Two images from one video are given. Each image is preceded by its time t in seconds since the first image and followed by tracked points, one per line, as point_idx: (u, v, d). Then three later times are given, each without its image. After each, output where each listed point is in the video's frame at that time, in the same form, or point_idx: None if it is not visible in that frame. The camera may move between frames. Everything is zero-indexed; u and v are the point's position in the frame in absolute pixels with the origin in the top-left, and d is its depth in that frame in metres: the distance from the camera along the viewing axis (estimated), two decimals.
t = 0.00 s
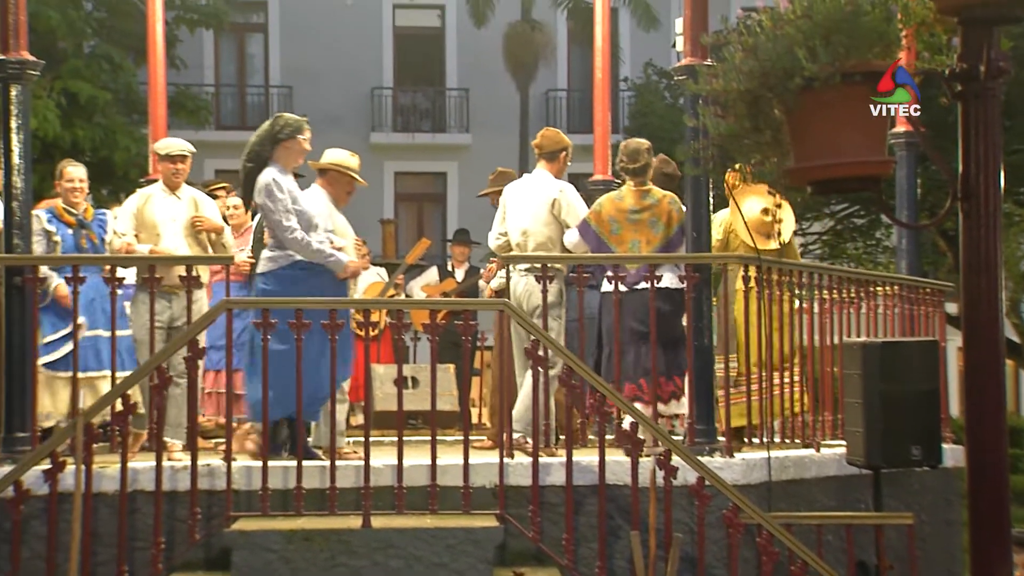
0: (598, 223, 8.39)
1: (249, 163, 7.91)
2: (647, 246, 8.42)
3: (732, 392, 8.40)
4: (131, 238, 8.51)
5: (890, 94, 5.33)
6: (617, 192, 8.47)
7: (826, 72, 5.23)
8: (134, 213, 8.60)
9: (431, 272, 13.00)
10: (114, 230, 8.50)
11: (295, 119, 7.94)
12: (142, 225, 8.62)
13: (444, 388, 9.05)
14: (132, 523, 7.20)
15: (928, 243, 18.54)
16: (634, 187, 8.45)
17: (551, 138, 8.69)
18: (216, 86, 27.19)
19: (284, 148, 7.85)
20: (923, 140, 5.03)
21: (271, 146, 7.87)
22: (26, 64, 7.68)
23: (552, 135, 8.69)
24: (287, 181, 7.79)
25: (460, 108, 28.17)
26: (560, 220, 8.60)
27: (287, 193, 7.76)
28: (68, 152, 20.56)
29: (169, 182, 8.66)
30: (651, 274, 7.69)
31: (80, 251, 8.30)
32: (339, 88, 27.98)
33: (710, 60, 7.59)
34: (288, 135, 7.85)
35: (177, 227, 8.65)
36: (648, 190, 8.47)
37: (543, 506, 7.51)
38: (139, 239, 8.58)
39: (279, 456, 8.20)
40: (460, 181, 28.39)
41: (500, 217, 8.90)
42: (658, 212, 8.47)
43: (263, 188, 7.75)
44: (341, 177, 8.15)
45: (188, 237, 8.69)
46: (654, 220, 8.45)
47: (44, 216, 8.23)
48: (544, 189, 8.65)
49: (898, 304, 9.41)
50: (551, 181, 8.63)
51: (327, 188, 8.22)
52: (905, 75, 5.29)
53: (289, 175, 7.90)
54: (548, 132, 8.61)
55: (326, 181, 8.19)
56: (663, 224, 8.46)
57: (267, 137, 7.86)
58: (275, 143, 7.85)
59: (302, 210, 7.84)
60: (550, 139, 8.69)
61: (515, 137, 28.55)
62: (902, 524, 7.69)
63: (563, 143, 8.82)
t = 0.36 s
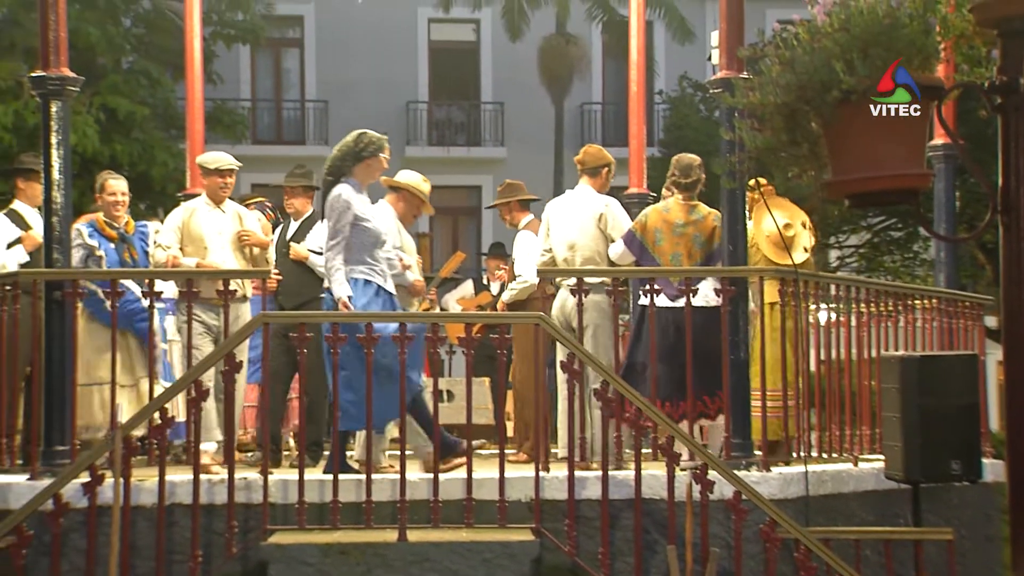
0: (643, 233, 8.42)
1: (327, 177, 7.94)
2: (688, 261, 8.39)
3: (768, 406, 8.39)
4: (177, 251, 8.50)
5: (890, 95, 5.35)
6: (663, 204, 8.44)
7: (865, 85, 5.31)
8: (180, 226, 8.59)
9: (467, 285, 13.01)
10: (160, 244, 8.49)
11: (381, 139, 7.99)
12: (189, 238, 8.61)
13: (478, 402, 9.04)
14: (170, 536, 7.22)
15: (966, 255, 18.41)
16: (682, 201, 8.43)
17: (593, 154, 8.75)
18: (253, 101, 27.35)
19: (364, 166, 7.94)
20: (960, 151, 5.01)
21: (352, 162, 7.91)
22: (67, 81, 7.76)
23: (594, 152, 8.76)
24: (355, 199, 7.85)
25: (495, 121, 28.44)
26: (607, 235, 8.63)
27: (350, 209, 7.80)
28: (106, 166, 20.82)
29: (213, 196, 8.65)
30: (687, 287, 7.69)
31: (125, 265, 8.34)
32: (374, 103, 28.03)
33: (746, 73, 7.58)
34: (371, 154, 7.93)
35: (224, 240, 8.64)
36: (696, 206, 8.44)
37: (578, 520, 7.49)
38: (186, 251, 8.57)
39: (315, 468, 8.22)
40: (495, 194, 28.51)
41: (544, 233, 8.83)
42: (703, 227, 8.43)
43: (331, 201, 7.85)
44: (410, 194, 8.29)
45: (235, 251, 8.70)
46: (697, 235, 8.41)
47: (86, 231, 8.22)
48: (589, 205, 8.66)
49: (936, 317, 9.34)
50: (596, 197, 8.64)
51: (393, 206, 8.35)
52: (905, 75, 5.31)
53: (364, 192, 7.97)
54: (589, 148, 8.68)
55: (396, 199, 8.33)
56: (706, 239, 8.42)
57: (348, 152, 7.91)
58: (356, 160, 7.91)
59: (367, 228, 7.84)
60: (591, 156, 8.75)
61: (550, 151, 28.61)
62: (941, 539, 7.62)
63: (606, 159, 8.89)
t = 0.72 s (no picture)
0: (690, 251, 8.41)
1: (404, 191, 8.02)
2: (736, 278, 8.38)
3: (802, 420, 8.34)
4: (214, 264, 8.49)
5: (891, 95, 5.32)
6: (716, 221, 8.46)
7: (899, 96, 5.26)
8: (216, 240, 8.58)
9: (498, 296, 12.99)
10: (197, 256, 8.42)
11: (454, 153, 8.03)
12: (225, 252, 8.61)
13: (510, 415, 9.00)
14: (203, 548, 7.25)
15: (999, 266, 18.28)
16: (732, 219, 8.41)
17: (643, 171, 8.77)
18: (285, 114, 27.23)
19: (440, 180, 7.99)
20: (998, 162, 4.99)
21: (427, 176, 7.97)
22: (101, 95, 7.81)
23: (643, 168, 8.79)
24: (434, 211, 7.88)
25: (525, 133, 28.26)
26: (660, 251, 8.71)
27: (429, 218, 7.84)
28: (140, 179, 20.88)
29: (247, 209, 8.68)
30: (719, 300, 7.66)
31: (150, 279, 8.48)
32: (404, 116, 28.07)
33: (778, 85, 7.58)
34: (445, 168, 7.97)
35: (261, 253, 8.67)
36: (744, 224, 8.40)
37: (611, 533, 7.46)
38: (224, 266, 8.59)
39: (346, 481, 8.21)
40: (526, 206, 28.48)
41: (595, 247, 8.90)
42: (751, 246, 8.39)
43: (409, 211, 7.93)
44: (469, 208, 8.26)
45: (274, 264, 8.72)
46: (743, 254, 8.36)
47: (112, 245, 8.45)
48: (643, 222, 8.74)
49: (971, 329, 9.24)
50: (651, 214, 8.72)
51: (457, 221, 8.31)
52: (905, 75, 5.34)
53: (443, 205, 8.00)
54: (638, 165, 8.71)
55: (454, 213, 8.25)
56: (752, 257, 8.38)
57: (424, 167, 7.97)
58: (431, 175, 7.97)
59: (446, 238, 7.85)
60: (641, 172, 8.78)
61: (580, 163, 28.59)
62: (976, 552, 7.56)
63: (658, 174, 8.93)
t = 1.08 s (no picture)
0: (750, 260, 8.47)
1: (455, 204, 8.05)
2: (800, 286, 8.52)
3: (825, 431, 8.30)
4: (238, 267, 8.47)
5: (891, 94, 5.57)
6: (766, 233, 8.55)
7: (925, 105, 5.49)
8: (239, 243, 8.56)
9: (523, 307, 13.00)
10: (221, 259, 8.42)
11: (506, 166, 8.04)
12: (248, 254, 8.59)
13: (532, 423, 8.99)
14: (227, 558, 7.27)
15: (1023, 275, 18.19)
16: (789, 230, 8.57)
17: (702, 179, 8.78)
18: (308, 124, 27.30)
19: (490, 192, 8.00)
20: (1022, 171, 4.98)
21: (479, 189, 7.98)
22: (126, 106, 7.86)
23: (703, 177, 8.80)
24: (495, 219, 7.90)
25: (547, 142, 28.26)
26: (721, 259, 8.73)
27: (495, 226, 7.84)
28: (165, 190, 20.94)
29: (268, 212, 8.66)
30: (743, 309, 7.62)
31: (168, 279, 8.54)
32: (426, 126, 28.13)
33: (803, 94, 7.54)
34: (497, 180, 7.98)
35: (285, 256, 8.67)
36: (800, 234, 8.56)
37: (634, 543, 7.46)
38: (247, 268, 8.58)
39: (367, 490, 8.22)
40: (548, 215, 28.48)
41: (653, 254, 8.87)
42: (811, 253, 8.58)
43: (470, 221, 7.87)
44: (524, 216, 8.06)
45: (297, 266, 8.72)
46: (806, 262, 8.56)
47: (136, 241, 8.51)
48: (705, 230, 8.75)
49: (997, 338, 9.17)
50: (715, 221, 8.74)
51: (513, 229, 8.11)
52: (905, 75, 5.53)
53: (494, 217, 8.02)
54: (698, 174, 8.72)
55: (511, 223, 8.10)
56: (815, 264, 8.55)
57: (475, 179, 7.98)
58: (483, 187, 7.97)
59: (512, 243, 7.88)
60: (699, 182, 8.80)
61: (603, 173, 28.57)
62: (1002, 564, 7.52)
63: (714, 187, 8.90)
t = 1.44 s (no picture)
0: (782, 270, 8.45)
1: (478, 209, 8.01)
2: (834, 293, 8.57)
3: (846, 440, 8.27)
4: (252, 279, 8.51)
5: (891, 94, 5.67)
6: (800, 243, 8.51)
7: (944, 114, 5.53)
8: (255, 252, 8.60)
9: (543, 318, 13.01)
10: (235, 272, 8.46)
11: (529, 171, 8.06)
12: (263, 264, 8.61)
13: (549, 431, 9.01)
14: (246, 565, 7.27)
15: None
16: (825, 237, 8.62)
17: (736, 188, 8.71)
18: (327, 133, 27.42)
19: (513, 198, 8.02)
20: None
21: (502, 195, 8.00)
22: (146, 115, 7.87)
23: (736, 185, 8.75)
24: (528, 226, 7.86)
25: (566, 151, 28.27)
26: (755, 268, 8.70)
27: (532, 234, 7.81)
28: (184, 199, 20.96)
29: (283, 219, 8.68)
30: (762, 318, 7.60)
31: (198, 289, 8.59)
32: (445, 135, 28.16)
33: (823, 103, 7.53)
34: (521, 186, 8.00)
35: (301, 263, 8.67)
36: (835, 240, 8.61)
37: (653, 552, 7.45)
38: (263, 278, 8.60)
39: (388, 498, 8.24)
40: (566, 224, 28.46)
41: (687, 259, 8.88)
42: (844, 261, 8.61)
43: (505, 226, 7.82)
44: (545, 223, 8.14)
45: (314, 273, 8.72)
46: (840, 269, 8.59)
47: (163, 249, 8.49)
48: (737, 237, 8.71)
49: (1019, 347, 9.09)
50: (748, 230, 8.70)
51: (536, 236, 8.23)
52: (904, 75, 5.62)
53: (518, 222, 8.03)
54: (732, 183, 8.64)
55: (536, 229, 8.20)
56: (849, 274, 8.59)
57: (499, 184, 7.99)
58: (506, 193, 7.99)
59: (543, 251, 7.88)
60: (733, 189, 8.74)
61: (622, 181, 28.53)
62: None
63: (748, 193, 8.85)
